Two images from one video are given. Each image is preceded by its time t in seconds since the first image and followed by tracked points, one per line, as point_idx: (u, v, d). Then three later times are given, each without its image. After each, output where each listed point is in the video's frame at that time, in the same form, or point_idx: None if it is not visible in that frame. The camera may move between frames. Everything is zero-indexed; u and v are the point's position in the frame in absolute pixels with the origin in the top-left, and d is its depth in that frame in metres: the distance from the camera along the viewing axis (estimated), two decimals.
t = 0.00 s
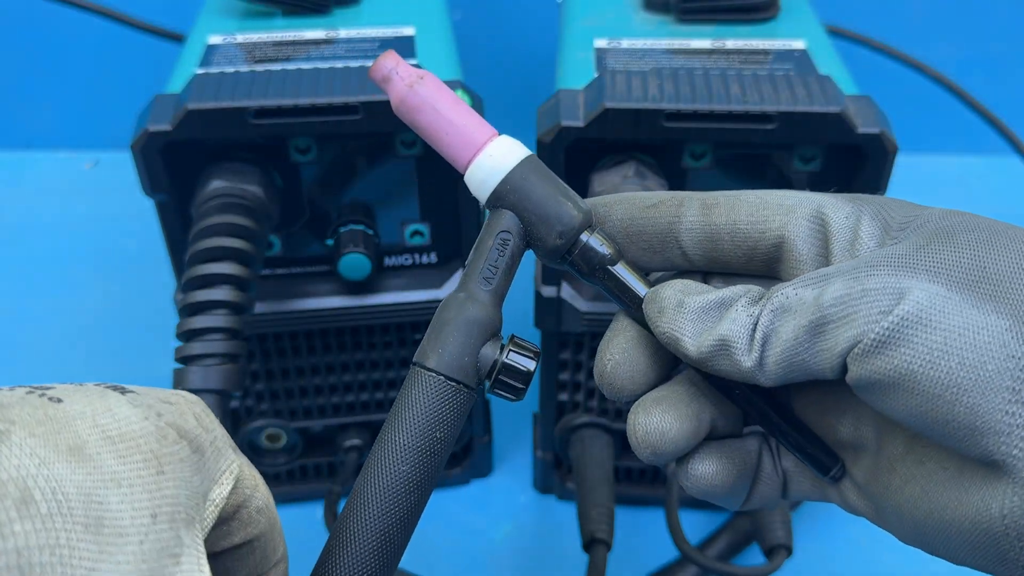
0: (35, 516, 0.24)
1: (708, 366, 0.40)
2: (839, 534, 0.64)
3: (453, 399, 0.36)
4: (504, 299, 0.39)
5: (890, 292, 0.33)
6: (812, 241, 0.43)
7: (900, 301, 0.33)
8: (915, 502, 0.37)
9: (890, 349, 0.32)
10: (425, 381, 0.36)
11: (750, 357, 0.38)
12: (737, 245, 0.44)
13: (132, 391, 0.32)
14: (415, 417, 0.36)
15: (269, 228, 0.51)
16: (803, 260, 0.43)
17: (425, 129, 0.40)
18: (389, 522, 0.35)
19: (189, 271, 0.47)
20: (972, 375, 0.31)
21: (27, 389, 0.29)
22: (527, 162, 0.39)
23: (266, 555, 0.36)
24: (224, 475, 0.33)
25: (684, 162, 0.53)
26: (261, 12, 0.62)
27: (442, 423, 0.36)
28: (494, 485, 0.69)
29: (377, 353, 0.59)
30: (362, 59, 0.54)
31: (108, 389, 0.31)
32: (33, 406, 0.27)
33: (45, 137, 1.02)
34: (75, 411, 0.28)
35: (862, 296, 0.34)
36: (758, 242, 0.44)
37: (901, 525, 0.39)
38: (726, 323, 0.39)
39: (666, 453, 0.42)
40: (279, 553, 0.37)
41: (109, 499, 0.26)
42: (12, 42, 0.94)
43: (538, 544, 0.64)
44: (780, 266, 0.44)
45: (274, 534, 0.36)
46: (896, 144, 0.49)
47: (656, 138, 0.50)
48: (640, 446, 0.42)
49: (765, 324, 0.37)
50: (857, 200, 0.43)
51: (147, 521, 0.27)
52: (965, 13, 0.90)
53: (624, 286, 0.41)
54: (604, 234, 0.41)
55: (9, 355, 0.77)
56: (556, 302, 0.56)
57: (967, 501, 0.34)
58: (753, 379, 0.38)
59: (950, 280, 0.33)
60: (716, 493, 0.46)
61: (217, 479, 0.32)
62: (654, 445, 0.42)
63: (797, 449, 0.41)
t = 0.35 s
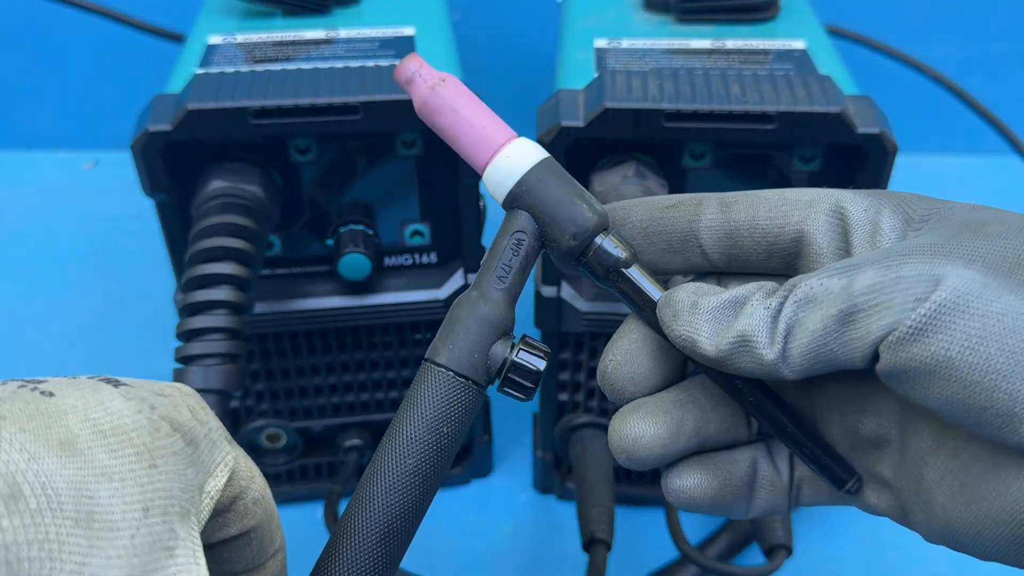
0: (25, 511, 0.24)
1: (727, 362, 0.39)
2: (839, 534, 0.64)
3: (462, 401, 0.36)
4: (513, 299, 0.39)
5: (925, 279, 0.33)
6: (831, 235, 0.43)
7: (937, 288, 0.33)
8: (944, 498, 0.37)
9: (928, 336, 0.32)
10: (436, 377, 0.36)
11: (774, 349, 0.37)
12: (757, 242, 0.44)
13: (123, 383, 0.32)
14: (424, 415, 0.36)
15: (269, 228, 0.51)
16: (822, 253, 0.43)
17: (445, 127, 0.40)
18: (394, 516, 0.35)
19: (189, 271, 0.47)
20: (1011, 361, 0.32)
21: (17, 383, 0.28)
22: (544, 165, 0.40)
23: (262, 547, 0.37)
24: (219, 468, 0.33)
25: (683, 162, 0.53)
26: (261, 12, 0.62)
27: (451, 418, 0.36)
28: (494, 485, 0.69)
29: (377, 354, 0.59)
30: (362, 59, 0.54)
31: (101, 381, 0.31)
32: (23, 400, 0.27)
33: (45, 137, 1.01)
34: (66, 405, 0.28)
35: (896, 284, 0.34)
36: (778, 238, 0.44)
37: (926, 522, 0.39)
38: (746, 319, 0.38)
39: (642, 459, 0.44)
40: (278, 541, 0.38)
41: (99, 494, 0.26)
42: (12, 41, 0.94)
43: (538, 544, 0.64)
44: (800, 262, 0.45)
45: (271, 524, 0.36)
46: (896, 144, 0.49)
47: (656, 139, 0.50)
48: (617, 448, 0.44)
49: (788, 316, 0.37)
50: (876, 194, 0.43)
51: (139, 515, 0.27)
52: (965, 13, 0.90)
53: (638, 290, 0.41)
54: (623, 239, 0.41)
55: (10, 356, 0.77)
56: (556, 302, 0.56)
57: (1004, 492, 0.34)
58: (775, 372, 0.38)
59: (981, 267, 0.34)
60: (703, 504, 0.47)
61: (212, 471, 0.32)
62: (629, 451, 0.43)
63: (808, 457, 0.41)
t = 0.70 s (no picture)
0: (22, 536, 0.24)
1: (721, 322, 0.37)
2: (839, 534, 0.64)
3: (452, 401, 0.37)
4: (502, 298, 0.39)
5: (939, 218, 0.31)
6: (806, 189, 0.42)
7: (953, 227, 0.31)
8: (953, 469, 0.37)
9: (946, 279, 0.30)
10: (418, 380, 0.37)
11: (774, 294, 0.35)
12: (735, 202, 0.44)
13: (133, 396, 0.32)
14: (415, 415, 0.36)
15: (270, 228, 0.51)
16: (799, 205, 0.42)
17: (423, 142, 0.42)
18: (387, 519, 0.35)
19: (189, 272, 0.47)
20: None
21: (29, 394, 0.29)
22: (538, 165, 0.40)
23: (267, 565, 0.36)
24: (229, 486, 0.33)
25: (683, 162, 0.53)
26: (261, 12, 0.62)
27: (434, 420, 0.36)
28: (494, 485, 0.69)
29: (377, 353, 0.59)
30: (362, 60, 0.54)
31: (111, 394, 0.31)
32: (30, 415, 0.27)
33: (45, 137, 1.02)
34: (73, 421, 0.28)
35: (906, 222, 0.32)
36: (753, 195, 0.44)
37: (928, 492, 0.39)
38: (735, 274, 0.36)
39: (669, 445, 0.41)
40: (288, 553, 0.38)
41: (101, 516, 0.26)
42: (13, 41, 0.94)
43: (538, 544, 0.64)
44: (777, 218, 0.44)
45: (281, 543, 0.36)
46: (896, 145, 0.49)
47: (656, 139, 0.50)
48: (641, 434, 0.41)
49: (786, 261, 0.35)
50: (855, 143, 0.43)
51: (141, 538, 0.27)
52: (966, 13, 0.90)
53: (612, 268, 0.38)
54: (600, 223, 0.39)
55: (10, 355, 0.77)
56: (556, 302, 0.56)
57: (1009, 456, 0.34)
58: (773, 325, 0.36)
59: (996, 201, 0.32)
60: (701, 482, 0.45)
61: (222, 489, 0.32)
62: (656, 437, 0.41)
63: (826, 431, 0.36)
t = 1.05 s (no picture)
0: None
1: (693, 220, 0.35)
2: (838, 534, 0.64)
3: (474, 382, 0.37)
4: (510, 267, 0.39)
5: (946, 116, 0.30)
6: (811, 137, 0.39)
7: (960, 124, 0.30)
8: (916, 419, 0.34)
9: (943, 172, 0.29)
10: (441, 355, 0.37)
11: (758, 174, 0.34)
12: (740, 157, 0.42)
13: (219, 474, 0.30)
14: (441, 395, 0.36)
15: (270, 228, 0.51)
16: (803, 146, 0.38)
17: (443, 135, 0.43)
18: (427, 488, 0.35)
19: (189, 271, 0.47)
20: None
21: (130, 479, 0.27)
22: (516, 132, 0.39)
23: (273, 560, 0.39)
24: (297, 566, 0.31)
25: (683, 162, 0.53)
26: (261, 12, 0.62)
27: (462, 389, 0.37)
28: (494, 485, 0.69)
29: (377, 354, 0.59)
30: (362, 59, 0.54)
31: (200, 475, 0.29)
32: (139, 515, 0.26)
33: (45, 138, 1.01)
34: (176, 519, 0.27)
35: (912, 115, 0.31)
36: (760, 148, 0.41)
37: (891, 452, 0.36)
38: (719, 167, 0.35)
39: (642, 382, 0.39)
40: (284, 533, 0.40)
41: None
42: (13, 41, 0.94)
43: (538, 544, 0.64)
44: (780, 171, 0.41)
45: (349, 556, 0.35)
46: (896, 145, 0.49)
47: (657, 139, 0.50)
48: (609, 369, 0.39)
49: (776, 145, 0.34)
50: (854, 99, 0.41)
51: None
52: (965, 13, 0.90)
53: (599, 211, 0.36)
54: (585, 170, 0.37)
55: (10, 356, 0.77)
56: (556, 302, 0.56)
57: (970, 399, 0.31)
58: (746, 212, 0.34)
59: (1002, 106, 0.31)
60: (670, 432, 0.43)
61: (292, 571, 0.30)
62: (626, 372, 0.38)
63: (795, 328, 0.32)
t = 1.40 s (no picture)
0: None
1: (692, 99, 0.33)
2: (839, 535, 0.64)
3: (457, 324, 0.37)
4: (503, 189, 0.38)
5: (985, 35, 0.29)
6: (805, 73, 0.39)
7: (1000, 44, 0.28)
8: (931, 345, 0.34)
9: (978, 97, 0.28)
10: (432, 271, 0.38)
11: (768, 65, 0.31)
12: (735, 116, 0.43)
13: (206, 426, 0.30)
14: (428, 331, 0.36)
15: (270, 229, 0.51)
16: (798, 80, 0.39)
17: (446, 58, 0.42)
18: (415, 402, 0.35)
19: (189, 272, 0.46)
20: None
21: (111, 446, 0.27)
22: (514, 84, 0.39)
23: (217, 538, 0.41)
24: (303, 504, 0.31)
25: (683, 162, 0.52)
26: (260, 12, 0.62)
27: (452, 303, 0.37)
28: (494, 485, 0.68)
29: (377, 354, 0.59)
30: (362, 59, 0.54)
31: (185, 429, 0.29)
32: (114, 484, 0.26)
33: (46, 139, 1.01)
34: (156, 480, 0.27)
35: (950, 32, 0.29)
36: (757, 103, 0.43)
37: (893, 388, 0.36)
38: (728, 48, 0.33)
39: (615, 284, 0.38)
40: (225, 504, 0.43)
41: None
42: (13, 42, 0.95)
43: (538, 545, 0.64)
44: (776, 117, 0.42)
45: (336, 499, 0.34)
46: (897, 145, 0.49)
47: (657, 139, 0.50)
48: (583, 266, 0.38)
49: (795, 39, 0.31)
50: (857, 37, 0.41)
51: None
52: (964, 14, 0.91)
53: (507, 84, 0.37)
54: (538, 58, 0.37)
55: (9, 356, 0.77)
56: (556, 302, 0.55)
57: (1012, 322, 0.31)
58: (751, 110, 0.32)
59: None
60: (635, 351, 0.42)
61: (298, 510, 0.30)
62: (602, 273, 0.38)
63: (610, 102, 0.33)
